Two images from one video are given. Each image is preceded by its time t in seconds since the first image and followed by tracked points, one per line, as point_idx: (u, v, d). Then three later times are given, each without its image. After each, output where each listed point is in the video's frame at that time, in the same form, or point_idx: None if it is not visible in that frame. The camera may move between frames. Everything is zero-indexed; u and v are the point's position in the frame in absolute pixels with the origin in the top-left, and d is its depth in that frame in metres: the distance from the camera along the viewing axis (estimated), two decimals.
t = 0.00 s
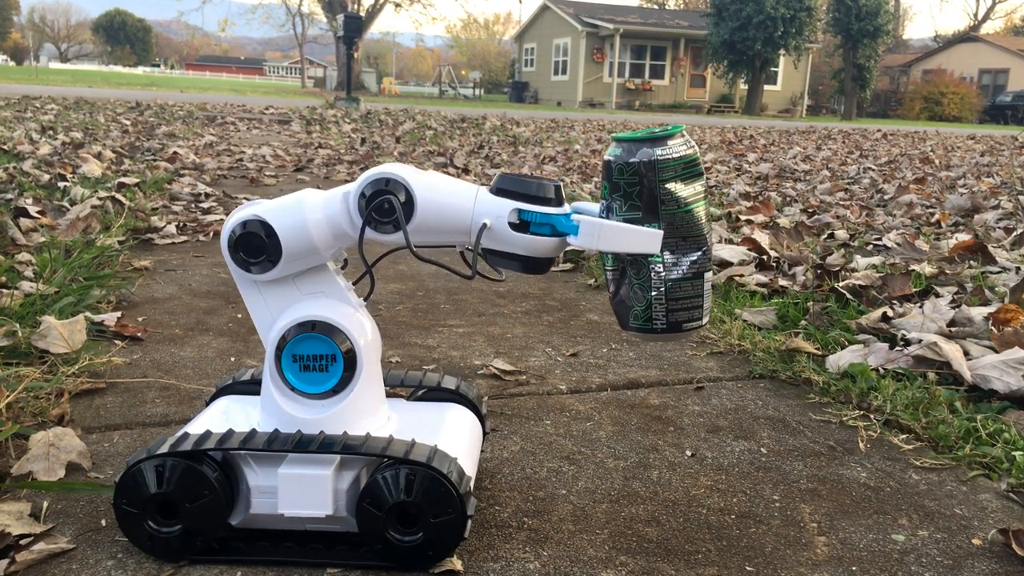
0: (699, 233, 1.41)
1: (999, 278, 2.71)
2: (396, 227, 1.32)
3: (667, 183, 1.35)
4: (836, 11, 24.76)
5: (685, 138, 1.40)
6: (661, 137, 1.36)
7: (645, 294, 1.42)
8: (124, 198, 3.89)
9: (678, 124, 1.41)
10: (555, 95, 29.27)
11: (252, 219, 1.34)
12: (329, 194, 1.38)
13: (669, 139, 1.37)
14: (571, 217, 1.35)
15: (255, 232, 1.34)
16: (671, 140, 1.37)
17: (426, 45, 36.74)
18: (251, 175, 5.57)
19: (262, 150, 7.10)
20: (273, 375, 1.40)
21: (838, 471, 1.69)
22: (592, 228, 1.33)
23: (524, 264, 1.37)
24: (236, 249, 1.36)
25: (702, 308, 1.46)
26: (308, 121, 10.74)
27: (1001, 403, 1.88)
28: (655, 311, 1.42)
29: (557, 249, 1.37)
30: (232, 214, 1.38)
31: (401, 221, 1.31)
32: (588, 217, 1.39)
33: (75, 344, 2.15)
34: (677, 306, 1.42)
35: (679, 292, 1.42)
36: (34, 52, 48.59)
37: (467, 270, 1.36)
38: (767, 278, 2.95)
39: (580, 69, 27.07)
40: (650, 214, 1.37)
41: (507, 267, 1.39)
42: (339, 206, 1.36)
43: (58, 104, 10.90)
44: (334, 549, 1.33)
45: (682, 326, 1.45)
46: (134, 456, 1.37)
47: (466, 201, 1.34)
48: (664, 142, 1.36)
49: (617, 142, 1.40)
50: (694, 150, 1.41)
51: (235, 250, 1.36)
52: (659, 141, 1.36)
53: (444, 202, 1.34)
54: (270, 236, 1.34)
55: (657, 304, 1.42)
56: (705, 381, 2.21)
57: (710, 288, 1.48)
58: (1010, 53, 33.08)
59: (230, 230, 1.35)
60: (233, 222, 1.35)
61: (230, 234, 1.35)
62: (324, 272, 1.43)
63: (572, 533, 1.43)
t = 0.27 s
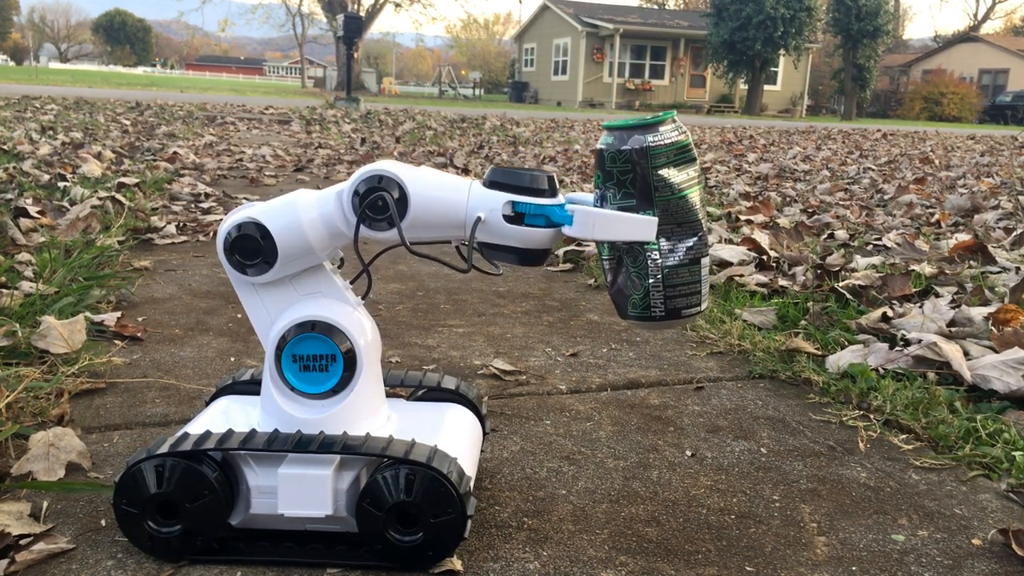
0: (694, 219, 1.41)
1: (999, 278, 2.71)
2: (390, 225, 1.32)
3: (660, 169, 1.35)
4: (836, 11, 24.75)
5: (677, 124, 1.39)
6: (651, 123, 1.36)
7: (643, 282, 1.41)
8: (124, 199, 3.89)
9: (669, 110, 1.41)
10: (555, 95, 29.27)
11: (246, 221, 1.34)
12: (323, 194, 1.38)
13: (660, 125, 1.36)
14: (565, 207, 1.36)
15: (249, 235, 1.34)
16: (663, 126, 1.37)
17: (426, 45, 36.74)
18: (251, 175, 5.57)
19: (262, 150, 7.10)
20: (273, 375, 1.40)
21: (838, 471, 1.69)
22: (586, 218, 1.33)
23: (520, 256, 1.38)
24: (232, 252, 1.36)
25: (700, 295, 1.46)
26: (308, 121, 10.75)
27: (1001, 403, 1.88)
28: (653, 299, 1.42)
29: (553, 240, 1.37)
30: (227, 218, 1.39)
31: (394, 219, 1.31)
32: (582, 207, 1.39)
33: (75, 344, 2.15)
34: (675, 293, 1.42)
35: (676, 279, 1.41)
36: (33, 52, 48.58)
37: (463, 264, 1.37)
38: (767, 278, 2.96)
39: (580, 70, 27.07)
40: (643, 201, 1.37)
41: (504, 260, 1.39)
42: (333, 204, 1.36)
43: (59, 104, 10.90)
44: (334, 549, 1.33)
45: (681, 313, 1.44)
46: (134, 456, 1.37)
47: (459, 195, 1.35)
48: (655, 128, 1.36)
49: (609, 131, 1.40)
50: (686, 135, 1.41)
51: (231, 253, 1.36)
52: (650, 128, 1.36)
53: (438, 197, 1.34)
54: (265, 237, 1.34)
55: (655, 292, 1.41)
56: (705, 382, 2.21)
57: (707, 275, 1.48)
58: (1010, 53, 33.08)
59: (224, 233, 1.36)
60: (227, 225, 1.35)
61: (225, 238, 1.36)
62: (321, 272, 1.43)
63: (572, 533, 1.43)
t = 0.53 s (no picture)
0: (689, 206, 1.42)
1: (999, 278, 2.72)
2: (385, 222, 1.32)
3: (653, 157, 1.35)
4: (836, 11, 24.75)
5: (667, 111, 1.40)
6: (642, 111, 1.36)
7: (640, 271, 1.42)
8: (124, 199, 3.89)
9: (660, 98, 1.42)
10: (555, 95, 29.28)
11: (241, 223, 1.34)
12: (317, 194, 1.38)
13: (651, 112, 1.37)
14: (558, 198, 1.36)
15: (244, 237, 1.34)
16: (654, 113, 1.37)
17: (426, 45, 36.76)
18: (251, 175, 5.57)
19: (262, 150, 7.11)
20: (273, 376, 1.40)
21: (838, 471, 1.70)
22: (581, 209, 1.31)
23: (516, 249, 1.38)
24: (227, 255, 1.36)
25: (697, 282, 1.47)
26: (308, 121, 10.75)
27: (1001, 403, 1.88)
28: (651, 287, 1.42)
29: (547, 232, 1.38)
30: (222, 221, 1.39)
31: (388, 216, 1.31)
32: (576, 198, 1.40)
33: (75, 344, 2.15)
34: (673, 280, 1.43)
35: (674, 266, 1.42)
36: (33, 52, 48.58)
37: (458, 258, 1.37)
38: (767, 278, 2.96)
39: (580, 70, 27.08)
40: (637, 189, 1.37)
41: (499, 253, 1.39)
42: (327, 204, 1.36)
43: (59, 104, 10.91)
44: (334, 549, 1.33)
45: (679, 300, 1.45)
46: (133, 456, 1.37)
47: (453, 190, 1.35)
48: (646, 116, 1.36)
49: (600, 121, 1.40)
50: (678, 122, 1.41)
51: (227, 255, 1.37)
52: (641, 116, 1.36)
53: (432, 192, 1.34)
54: (260, 239, 1.35)
55: (652, 280, 1.42)
56: (705, 382, 2.21)
57: (704, 262, 1.48)
58: (1010, 54, 33.09)
59: (220, 237, 1.36)
60: (222, 228, 1.36)
61: (221, 241, 1.36)
62: (318, 272, 1.43)
63: (572, 533, 1.43)
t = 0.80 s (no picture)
0: (683, 190, 1.41)
1: (999, 278, 2.72)
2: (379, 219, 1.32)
3: (644, 143, 1.36)
4: (836, 11, 24.74)
5: (656, 97, 1.39)
6: (631, 97, 1.37)
7: (636, 258, 1.43)
8: (124, 199, 3.89)
9: (649, 85, 1.42)
10: (555, 96, 29.28)
11: (235, 226, 1.35)
12: (310, 194, 1.38)
13: (640, 99, 1.37)
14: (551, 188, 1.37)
15: (239, 239, 1.35)
16: (643, 100, 1.37)
17: (426, 45, 36.76)
18: (251, 175, 5.57)
19: (262, 150, 7.11)
20: (273, 376, 1.40)
21: (838, 471, 1.70)
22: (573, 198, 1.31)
23: (510, 241, 1.38)
24: (223, 258, 1.37)
25: (694, 266, 1.47)
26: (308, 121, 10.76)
27: (1001, 403, 1.88)
28: (647, 274, 1.43)
29: (541, 223, 1.38)
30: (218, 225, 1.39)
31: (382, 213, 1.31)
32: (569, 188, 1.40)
33: (75, 344, 2.15)
34: (669, 266, 1.43)
35: (669, 252, 1.42)
36: (33, 52, 48.58)
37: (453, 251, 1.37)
38: (767, 278, 2.96)
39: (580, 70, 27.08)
40: (630, 175, 1.37)
41: (494, 246, 1.39)
42: (320, 204, 1.36)
43: (59, 104, 10.92)
44: (334, 550, 1.33)
45: (676, 286, 1.46)
46: (133, 456, 1.37)
47: (446, 184, 1.35)
48: (635, 102, 1.36)
49: (590, 109, 1.41)
50: (668, 107, 1.41)
51: (223, 258, 1.37)
52: (630, 102, 1.36)
53: (425, 187, 1.34)
54: (255, 240, 1.35)
55: (649, 267, 1.43)
56: (704, 382, 2.21)
57: (700, 245, 1.48)
58: (1010, 54, 33.09)
59: (216, 240, 1.36)
60: (218, 231, 1.36)
61: (217, 244, 1.37)
62: (315, 272, 1.43)
63: (572, 533, 1.43)
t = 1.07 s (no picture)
0: (677, 177, 1.42)
1: (999, 278, 2.72)
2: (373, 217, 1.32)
3: (636, 131, 1.36)
4: (836, 11, 24.76)
5: (647, 84, 1.40)
6: (622, 86, 1.37)
7: (632, 247, 1.43)
8: (124, 199, 3.89)
9: (639, 72, 1.42)
10: (555, 96, 29.30)
11: (231, 229, 1.35)
12: (305, 194, 1.39)
13: (631, 87, 1.37)
14: (544, 179, 1.37)
15: (235, 241, 1.35)
16: (634, 88, 1.38)
17: (426, 45, 36.79)
18: (251, 175, 5.58)
19: (262, 150, 7.12)
20: (273, 377, 1.41)
21: (838, 471, 1.70)
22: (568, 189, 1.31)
23: (506, 234, 1.38)
24: (220, 260, 1.37)
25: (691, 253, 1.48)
26: (308, 121, 10.77)
27: (1001, 403, 1.88)
28: (645, 263, 1.44)
29: (536, 216, 1.38)
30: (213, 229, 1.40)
31: (377, 211, 1.31)
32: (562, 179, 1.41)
33: (75, 344, 2.15)
34: (666, 254, 1.44)
35: (665, 240, 1.43)
36: (33, 52, 48.65)
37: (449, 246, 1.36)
38: (767, 278, 2.96)
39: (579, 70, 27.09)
40: (623, 165, 1.38)
41: (490, 240, 1.39)
42: (315, 203, 1.37)
43: (59, 104, 10.93)
44: (335, 550, 1.33)
45: (674, 274, 1.47)
46: (133, 456, 1.37)
47: (439, 179, 1.35)
48: (626, 91, 1.37)
49: (581, 100, 1.41)
50: (660, 94, 1.41)
51: (219, 260, 1.37)
52: (621, 91, 1.37)
53: (418, 183, 1.34)
54: (251, 243, 1.35)
55: (645, 256, 1.44)
56: (704, 382, 2.21)
57: (696, 230, 1.49)
58: (1009, 54, 33.10)
59: (212, 244, 1.37)
60: (214, 235, 1.37)
61: (213, 248, 1.37)
62: (312, 272, 1.43)
63: (571, 533, 1.44)
